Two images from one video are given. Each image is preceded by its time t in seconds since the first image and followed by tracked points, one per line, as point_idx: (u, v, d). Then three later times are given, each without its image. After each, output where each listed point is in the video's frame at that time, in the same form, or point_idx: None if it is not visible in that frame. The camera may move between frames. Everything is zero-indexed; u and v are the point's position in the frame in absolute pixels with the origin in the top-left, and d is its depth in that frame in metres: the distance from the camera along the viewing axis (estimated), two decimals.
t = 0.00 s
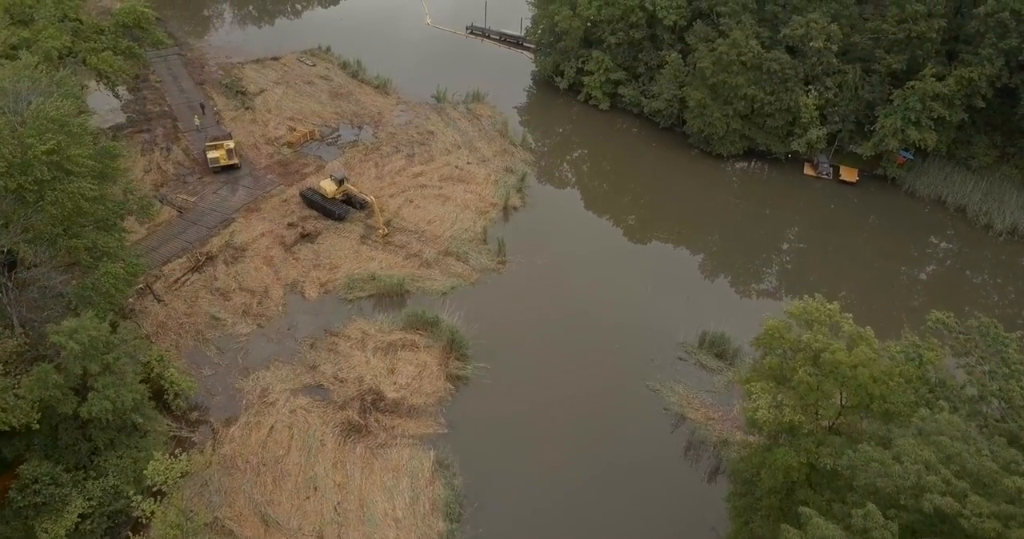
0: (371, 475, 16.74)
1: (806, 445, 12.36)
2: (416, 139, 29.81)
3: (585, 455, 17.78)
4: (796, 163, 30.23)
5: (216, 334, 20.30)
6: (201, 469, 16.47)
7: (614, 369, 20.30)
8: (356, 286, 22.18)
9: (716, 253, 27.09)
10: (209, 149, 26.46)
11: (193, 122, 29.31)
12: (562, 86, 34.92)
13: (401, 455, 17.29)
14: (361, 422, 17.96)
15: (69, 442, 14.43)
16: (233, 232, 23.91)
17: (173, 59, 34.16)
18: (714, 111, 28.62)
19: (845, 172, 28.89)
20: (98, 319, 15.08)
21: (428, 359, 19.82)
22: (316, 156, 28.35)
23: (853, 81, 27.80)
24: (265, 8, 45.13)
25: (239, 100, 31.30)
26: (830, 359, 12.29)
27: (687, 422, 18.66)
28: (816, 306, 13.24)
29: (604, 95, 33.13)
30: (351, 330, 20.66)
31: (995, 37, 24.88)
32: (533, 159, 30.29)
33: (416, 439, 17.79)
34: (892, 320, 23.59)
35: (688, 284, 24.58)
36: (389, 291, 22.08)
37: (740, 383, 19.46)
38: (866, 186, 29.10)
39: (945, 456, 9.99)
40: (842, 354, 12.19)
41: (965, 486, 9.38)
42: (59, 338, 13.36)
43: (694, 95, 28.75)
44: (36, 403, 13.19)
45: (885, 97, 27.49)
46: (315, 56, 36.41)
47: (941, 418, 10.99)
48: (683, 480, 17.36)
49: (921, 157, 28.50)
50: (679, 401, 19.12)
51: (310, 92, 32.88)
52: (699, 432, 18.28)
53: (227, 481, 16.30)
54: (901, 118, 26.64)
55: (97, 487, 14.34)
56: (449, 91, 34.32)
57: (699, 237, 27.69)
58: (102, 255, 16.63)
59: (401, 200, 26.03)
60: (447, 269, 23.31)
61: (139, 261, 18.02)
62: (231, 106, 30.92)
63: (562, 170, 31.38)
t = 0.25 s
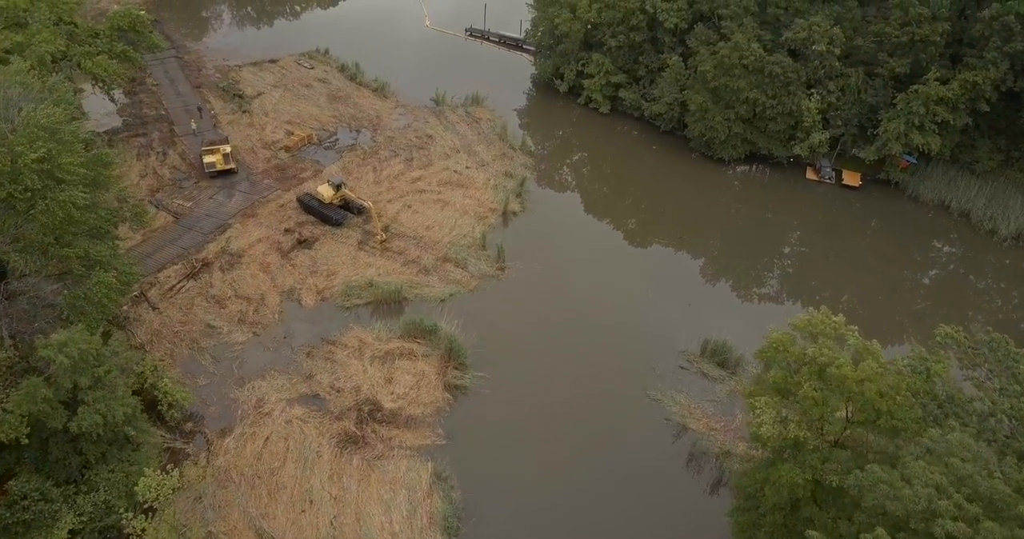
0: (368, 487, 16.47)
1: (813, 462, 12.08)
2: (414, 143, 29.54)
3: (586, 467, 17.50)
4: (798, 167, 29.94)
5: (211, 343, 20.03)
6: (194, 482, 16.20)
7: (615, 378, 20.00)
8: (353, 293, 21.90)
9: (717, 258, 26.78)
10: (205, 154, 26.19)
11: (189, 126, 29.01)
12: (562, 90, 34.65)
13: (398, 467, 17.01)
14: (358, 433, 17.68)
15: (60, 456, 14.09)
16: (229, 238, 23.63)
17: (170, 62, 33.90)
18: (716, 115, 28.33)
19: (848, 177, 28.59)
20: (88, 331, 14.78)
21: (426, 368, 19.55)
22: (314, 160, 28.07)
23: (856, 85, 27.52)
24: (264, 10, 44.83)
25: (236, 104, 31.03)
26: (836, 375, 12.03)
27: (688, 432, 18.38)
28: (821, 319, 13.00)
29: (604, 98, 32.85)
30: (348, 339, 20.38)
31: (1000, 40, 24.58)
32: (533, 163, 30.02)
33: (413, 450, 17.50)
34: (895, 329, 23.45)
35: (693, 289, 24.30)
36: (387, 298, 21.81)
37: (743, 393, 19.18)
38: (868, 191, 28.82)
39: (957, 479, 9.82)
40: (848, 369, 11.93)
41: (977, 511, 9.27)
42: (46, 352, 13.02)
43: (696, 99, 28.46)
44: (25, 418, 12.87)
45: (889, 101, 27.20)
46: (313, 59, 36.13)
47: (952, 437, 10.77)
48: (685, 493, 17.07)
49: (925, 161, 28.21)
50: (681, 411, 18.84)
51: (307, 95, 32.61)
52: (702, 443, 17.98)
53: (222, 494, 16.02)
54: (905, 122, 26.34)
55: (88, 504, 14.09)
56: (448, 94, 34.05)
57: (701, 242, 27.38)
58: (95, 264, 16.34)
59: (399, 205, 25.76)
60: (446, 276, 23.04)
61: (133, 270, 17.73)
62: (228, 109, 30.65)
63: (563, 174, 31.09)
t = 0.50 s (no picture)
0: (365, 501, 16.19)
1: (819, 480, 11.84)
2: (413, 147, 29.28)
3: (585, 477, 17.30)
4: (800, 171, 29.68)
5: (206, 352, 19.76)
6: (188, 496, 15.94)
7: (615, 389, 19.75)
8: (350, 301, 21.64)
9: (718, 263, 26.51)
10: (201, 159, 25.93)
11: (185, 130, 28.73)
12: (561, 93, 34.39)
13: (395, 479, 16.73)
14: (355, 445, 17.41)
15: (49, 470, 13.82)
16: (225, 244, 23.37)
17: (167, 65, 33.65)
18: (717, 119, 28.07)
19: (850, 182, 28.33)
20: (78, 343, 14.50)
21: (424, 378, 19.28)
22: (311, 164, 27.81)
23: (858, 89, 27.25)
24: (262, 12, 44.55)
25: (233, 107, 30.76)
26: (842, 390, 11.77)
27: (690, 443, 18.11)
28: (825, 332, 12.75)
29: (604, 101, 32.59)
30: (345, 348, 20.12)
31: (1005, 44, 24.29)
32: (532, 168, 29.76)
33: (410, 462, 17.23)
34: (898, 335, 23.28)
35: (695, 296, 24.10)
36: (384, 306, 21.54)
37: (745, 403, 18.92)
38: (871, 196, 28.56)
39: (969, 503, 9.73)
40: (853, 385, 11.68)
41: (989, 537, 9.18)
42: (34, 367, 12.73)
43: (697, 103, 28.19)
44: (13, 434, 12.58)
45: (892, 105, 26.92)
46: (311, 61, 35.86)
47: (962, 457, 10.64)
48: (686, 505, 16.81)
49: (928, 166, 27.94)
50: (682, 422, 18.56)
51: (305, 98, 32.35)
52: (704, 455, 17.70)
53: (216, 508, 15.75)
54: (908, 126, 26.07)
55: (79, 519, 13.83)
56: (447, 97, 33.77)
57: (702, 247, 27.10)
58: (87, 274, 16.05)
59: (397, 210, 25.50)
60: (444, 283, 22.77)
61: (126, 279, 17.46)
62: (225, 113, 30.38)
63: (563, 178, 30.82)
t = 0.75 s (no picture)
0: (361, 514, 15.92)
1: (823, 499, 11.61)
2: (411, 151, 29.01)
3: (584, 482, 17.15)
4: (802, 176, 29.42)
5: (201, 360, 19.49)
6: (181, 510, 15.68)
7: (616, 398, 19.47)
8: (347, 308, 21.37)
9: (720, 268, 26.23)
10: (197, 164, 25.67)
11: (181, 134, 28.46)
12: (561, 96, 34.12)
13: (392, 492, 16.45)
14: (351, 457, 17.14)
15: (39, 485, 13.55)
16: (221, 251, 23.09)
17: (164, 68, 33.39)
18: (718, 123, 27.81)
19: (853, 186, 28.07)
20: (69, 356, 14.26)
21: (421, 388, 19.01)
22: (309, 169, 27.54)
23: (861, 93, 26.98)
24: (260, 13, 44.26)
25: (230, 111, 30.49)
26: (848, 407, 11.51)
27: (692, 454, 17.81)
28: (830, 345, 12.52)
29: (605, 105, 32.31)
30: (342, 357, 19.83)
31: (1010, 48, 24.01)
32: (532, 172, 29.49)
33: (407, 475, 16.95)
34: (901, 339, 23.02)
35: (696, 301, 23.84)
36: (382, 313, 21.28)
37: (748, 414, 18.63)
38: (874, 201, 28.29)
39: (981, 528, 9.59)
40: (859, 401, 11.43)
41: None
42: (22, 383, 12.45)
43: (698, 107, 27.94)
44: None
45: (895, 109, 26.66)
46: (308, 64, 35.59)
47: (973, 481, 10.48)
48: (688, 518, 16.50)
49: (931, 171, 27.69)
50: (684, 433, 18.25)
51: (303, 102, 32.08)
52: (706, 467, 17.40)
53: (210, 522, 15.47)
54: (912, 131, 25.80)
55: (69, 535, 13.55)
56: (446, 100, 33.50)
57: (703, 251, 26.82)
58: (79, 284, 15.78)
59: (395, 216, 25.23)
60: (442, 290, 22.50)
61: (120, 287, 17.18)
62: (222, 116, 30.11)
63: (562, 182, 30.56)
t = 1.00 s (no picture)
0: (357, 527, 15.67)
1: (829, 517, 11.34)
2: (409, 156, 28.75)
3: (582, 486, 17.04)
4: (804, 180, 29.17)
5: (195, 369, 19.22)
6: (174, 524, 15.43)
7: (616, 406, 19.19)
8: (345, 316, 21.11)
9: (721, 274, 25.95)
10: (193, 169, 25.42)
11: (177, 138, 28.17)
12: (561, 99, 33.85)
13: (389, 505, 16.17)
14: (348, 469, 16.86)
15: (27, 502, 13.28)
16: (217, 257, 22.82)
17: (160, 71, 33.13)
18: (719, 127, 27.54)
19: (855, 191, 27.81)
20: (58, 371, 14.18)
21: (419, 398, 18.73)
22: (306, 174, 27.26)
23: (864, 97, 26.71)
24: (258, 14, 43.98)
25: (227, 114, 30.23)
26: (855, 424, 11.25)
27: (693, 465, 17.52)
28: (835, 360, 12.28)
29: (605, 108, 32.03)
30: (339, 366, 19.55)
31: (1014, 51, 23.74)
32: (531, 176, 29.22)
33: (404, 487, 16.66)
34: (904, 346, 22.74)
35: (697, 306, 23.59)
36: (379, 321, 21.00)
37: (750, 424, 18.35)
38: (876, 206, 28.01)
39: None
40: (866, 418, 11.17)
41: None
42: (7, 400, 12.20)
43: (699, 111, 27.67)
44: None
45: (898, 113, 26.39)
46: (307, 67, 35.32)
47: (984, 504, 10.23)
48: (688, 528, 16.29)
49: (935, 175, 27.43)
50: (685, 443, 17.96)
51: (301, 105, 31.82)
52: (708, 478, 17.12)
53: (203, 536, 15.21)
54: (916, 135, 25.52)
55: None
56: (445, 103, 33.22)
57: (704, 256, 26.54)
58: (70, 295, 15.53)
59: (393, 221, 24.96)
60: (441, 296, 22.22)
61: (113, 296, 16.91)
62: (219, 120, 29.84)
63: (562, 186, 30.29)
